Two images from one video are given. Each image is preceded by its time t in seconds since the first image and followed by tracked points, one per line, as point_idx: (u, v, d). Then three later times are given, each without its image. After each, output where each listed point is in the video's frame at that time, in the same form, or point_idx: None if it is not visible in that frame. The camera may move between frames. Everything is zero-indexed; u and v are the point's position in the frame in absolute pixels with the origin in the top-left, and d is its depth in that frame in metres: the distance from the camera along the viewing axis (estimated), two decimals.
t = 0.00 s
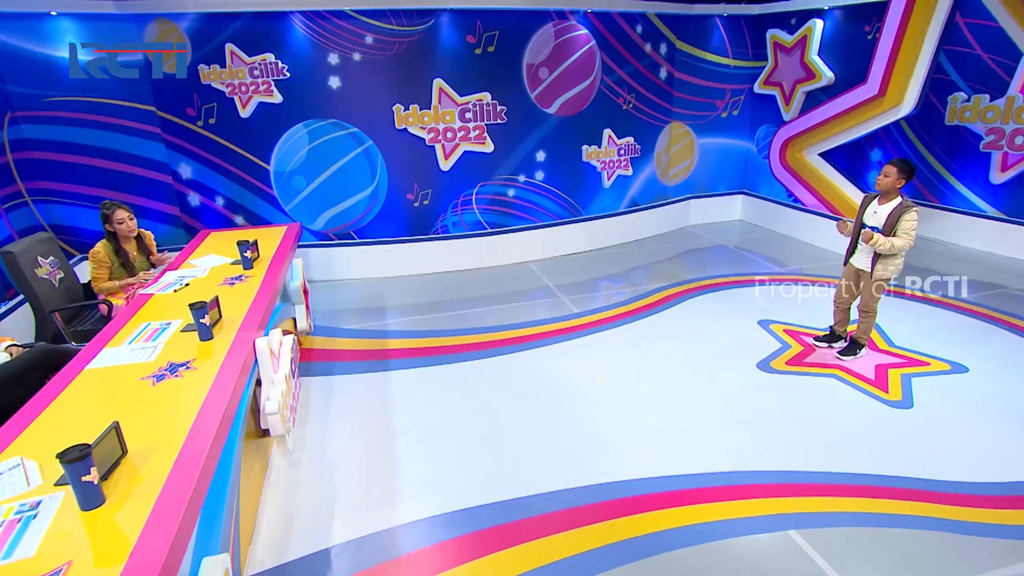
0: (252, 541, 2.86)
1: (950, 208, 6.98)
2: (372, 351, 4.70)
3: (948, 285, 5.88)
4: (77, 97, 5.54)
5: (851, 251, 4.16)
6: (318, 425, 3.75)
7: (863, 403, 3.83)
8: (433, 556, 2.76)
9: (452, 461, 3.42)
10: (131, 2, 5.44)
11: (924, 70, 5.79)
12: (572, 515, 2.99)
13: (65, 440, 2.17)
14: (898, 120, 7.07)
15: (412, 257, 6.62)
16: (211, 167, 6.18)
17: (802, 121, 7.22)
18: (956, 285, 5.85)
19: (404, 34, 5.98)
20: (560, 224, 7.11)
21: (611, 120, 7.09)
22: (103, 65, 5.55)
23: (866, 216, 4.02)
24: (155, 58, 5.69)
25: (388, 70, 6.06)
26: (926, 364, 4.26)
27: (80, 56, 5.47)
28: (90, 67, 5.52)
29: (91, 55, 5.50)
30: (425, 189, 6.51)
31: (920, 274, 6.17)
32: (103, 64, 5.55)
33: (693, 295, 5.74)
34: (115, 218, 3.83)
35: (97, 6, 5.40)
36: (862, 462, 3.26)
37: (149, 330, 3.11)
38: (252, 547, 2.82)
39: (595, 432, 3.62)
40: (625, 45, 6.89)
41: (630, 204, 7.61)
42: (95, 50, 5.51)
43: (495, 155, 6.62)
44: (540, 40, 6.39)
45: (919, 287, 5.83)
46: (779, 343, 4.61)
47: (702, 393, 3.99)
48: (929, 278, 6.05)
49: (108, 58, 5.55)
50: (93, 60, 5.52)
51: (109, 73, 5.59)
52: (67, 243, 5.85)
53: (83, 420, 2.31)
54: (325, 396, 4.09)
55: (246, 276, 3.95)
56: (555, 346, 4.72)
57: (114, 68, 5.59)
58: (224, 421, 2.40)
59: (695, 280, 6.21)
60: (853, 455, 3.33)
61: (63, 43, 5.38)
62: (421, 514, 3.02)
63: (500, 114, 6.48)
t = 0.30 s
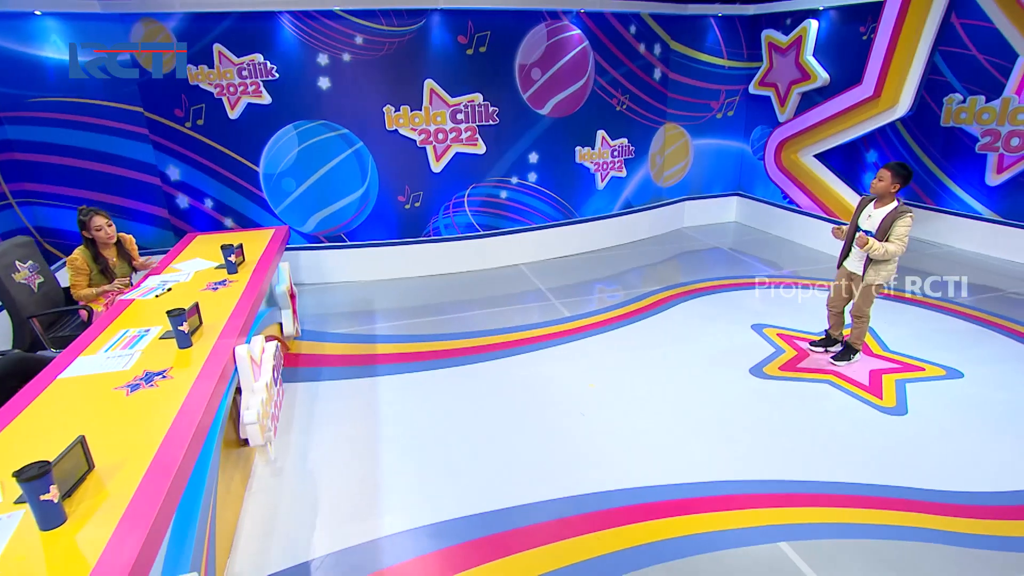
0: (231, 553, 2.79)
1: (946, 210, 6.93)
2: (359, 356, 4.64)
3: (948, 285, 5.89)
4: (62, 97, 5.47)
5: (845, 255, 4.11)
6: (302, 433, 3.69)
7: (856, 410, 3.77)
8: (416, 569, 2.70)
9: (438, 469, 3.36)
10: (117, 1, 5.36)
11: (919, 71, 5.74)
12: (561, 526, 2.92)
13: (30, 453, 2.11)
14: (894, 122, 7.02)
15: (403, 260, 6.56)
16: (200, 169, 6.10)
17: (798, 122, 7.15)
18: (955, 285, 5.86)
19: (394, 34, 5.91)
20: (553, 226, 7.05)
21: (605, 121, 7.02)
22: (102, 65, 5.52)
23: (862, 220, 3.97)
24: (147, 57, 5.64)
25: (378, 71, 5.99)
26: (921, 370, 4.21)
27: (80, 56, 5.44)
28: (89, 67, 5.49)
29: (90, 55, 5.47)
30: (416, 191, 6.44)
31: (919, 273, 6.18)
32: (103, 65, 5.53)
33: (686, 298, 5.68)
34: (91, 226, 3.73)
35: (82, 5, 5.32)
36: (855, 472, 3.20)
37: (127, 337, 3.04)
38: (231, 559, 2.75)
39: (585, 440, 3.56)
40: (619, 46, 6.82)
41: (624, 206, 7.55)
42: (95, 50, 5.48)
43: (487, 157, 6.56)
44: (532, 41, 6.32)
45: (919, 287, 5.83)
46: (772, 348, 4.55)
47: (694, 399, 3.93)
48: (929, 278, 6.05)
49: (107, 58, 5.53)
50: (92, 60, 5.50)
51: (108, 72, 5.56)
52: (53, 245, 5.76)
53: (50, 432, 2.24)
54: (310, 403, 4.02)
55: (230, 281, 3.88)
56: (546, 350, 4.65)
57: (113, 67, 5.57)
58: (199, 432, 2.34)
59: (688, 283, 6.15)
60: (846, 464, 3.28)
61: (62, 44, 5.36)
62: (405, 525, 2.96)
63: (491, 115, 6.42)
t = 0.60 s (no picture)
0: (208, 566, 2.72)
1: (942, 212, 6.88)
2: (347, 362, 4.58)
3: (948, 285, 5.92)
4: (46, 97, 5.38)
5: (836, 259, 4.05)
6: (286, 440, 3.62)
7: (849, 416, 3.71)
8: None
9: (422, 479, 3.29)
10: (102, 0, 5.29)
11: (914, 72, 5.68)
12: (548, 538, 2.86)
13: None
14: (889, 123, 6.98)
15: (394, 263, 6.49)
16: (188, 172, 6.03)
17: (793, 123, 7.04)
18: (955, 285, 5.91)
19: (384, 34, 5.84)
20: (546, 228, 6.99)
21: (598, 122, 6.96)
22: (102, 64, 5.49)
23: (852, 224, 3.92)
24: (134, 58, 5.57)
25: (368, 71, 5.92)
26: (915, 375, 4.15)
27: (80, 56, 5.41)
28: (89, 67, 5.46)
29: (90, 55, 5.43)
30: (407, 193, 6.38)
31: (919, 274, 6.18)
32: (103, 65, 5.50)
33: (679, 302, 5.61)
34: (69, 232, 3.65)
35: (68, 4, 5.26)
36: (846, 482, 3.14)
37: (103, 345, 2.96)
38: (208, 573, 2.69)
39: (573, 448, 3.49)
40: (612, 46, 6.76)
41: (618, 208, 7.49)
42: (94, 50, 5.44)
43: (479, 159, 6.49)
44: (523, 42, 6.26)
45: (919, 287, 5.82)
46: (765, 353, 4.49)
47: (684, 406, 3.87)
48: (929, 278, 6.06)
49: (107, 57, 5.50)
50: (92, 60, 5.46)
51: (108, 72, 5.53)
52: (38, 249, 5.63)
53: (16, 446, 2.18)
54: (295, 410, 3.96)
55: (213, 286, 3.81)
56: (535, 355, 4.59)
57: (113, 67, 5.53)
58: (171, 444, 2.27)
59: (682, 286, 6.09)
60: (838, 473, 3.21)
61: (63, 44, 5.33)
62: (386, 537, 2.89)
63: (483, 117, 6.36)
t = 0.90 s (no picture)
0: None
1: (937, 213, 6.83)
2: (333, 367, 4.51)
3: (949, 285, 5.93)
4: (29, 98, 5.30)
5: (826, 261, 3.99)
6: (268, 449, 3.55)
7: (841, 423, 3.65)
8: None
9: (405, 488, 3.22)
10: None
11: (909, 73, 5.63)
12: (533, 550, 2.80)
13: None
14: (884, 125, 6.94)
15: (384, 266, 6.42)
16: (176, 173, 5.96)
17: (787, 124, 6.96)
18: (956, 285, 5.91)
19: (373, 35, 5.77)
20: (538, 230, 6.92)
21: (591, 124, 6.91)
22: (102, 64, 5.46)
23: (842, 226, 3.87)
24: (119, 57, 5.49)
25: (357, 72, 5.85)
26: (909, 381, 4.08)
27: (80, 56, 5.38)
28: (89, 67, 5.43)
29: (90, 55, 5.40)
30: (397, 195, 6.31)
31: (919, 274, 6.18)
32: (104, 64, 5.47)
33: (672, 305, 5.55)
34: (45, 238, 3.61)
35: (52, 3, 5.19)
36: (837, 491, 3.08)
37: (77, 353, 2.89)
38: None
39: (560, 457, 3.43)
40: (604, 47, 6.70)
41: (612, 210, 7.43)
42: (95, 50, 5.42)
43: (470, 160, 6.43)
44: (514, 42, 6.20)
45: (919, 287, 5.83)
46: (757, 358, 4.43)
47: (674, 413, 3.81)
48: (929, 279, 6.05)
49: (107, 57, 5.46)
50: (92, 59, 5.44)
51: (108, 72, 5.50)
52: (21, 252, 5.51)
53: None
54: (279, 416, 3.88)
55: (194, 291, 3.74)
56: (524, 360, 4.52)
57: (113, 67, 5.49)
58: (139, 458, 2.19)
59: (676, 289, 6.02)
60: (829, 482, 3.16)
61: (63, 44, 5.32)
62: (367, 550, 2.82)
63: (475, 118, 6.29)
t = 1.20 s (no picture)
0: None
1: (932, 215, 6.78)
2: (320, 372, 4.43)
3: (949, 285, 5.94)
4: (15, 98, 5.30)
5: (817, 265, 3.93)
6: (249, 456, 3.46)
7: (833, 430, 3.59)
8: None
9: (389, 498, 3.15)
10: None
11: (904, 73, 5.57)
12: (517, 562, 2.73)
13: None
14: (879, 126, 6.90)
15: (375, 268, 6.35)
16: (163, 175, 5.88)
17: (782, 125, 6.93)
18: (955, 285, 5.92)
19: (362, 35, 5.70)
20: (530, 232, 6.86)
21: (584, 125, 6.84)
22: (104, 65, 5.41)
23: (832, 229, 3.81)
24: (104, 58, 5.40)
25: (347, 72, 5.78)
26: (902, 387, 4.01)
27: (81, 56, 5.35)
28: (91, 67, 5.39)
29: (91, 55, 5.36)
30: (387, 197, 6.24)
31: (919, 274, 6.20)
32: (104, 63, 5.41)
33: (664, 308, 5.48)
34: (19, 244, 3.54)
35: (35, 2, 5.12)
36: (829, 501, 3.02)
37: (49, 361, 2.81)
38: None
39: (547, 466, 3.36)
40: (597, 47, 6.63)
41: (605, 211, 7.37)
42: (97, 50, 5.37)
43: (461, 162, 6.36)
44: (505, 43, 6.13)
45: (920, 288, 5.86)
46: (749, 362, 4.37)
47: (664, 420, 3.74)
48: (929, 278, 6.08)
49: (109, 58, 5.40)
50: (94, 60, 5.39)
51: (110, 73, 5.44)
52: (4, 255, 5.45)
53: None
54: (263, 423, 3.80)
55: (175, 296, 3.65)
56: (513, 365, 4.45)
57: (115, 67, 5.43)
58: (104, 472, 2.11)
59: (669, 292, 5.96)
60: (820, 492, 3.09)
61: (47, 44, 5.25)
62: (348, 563, 2.75)
63: (465, 119, 6.22)
